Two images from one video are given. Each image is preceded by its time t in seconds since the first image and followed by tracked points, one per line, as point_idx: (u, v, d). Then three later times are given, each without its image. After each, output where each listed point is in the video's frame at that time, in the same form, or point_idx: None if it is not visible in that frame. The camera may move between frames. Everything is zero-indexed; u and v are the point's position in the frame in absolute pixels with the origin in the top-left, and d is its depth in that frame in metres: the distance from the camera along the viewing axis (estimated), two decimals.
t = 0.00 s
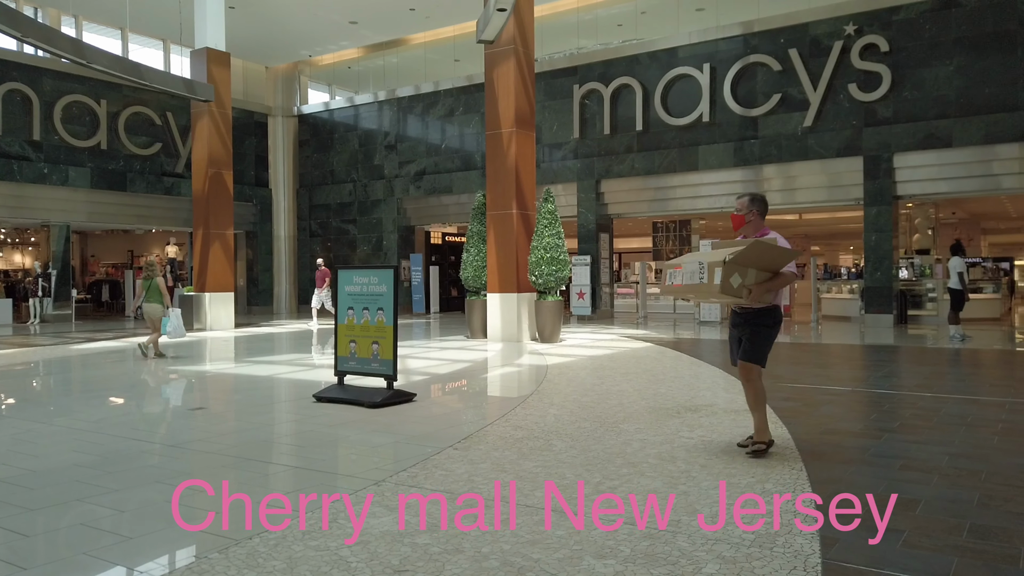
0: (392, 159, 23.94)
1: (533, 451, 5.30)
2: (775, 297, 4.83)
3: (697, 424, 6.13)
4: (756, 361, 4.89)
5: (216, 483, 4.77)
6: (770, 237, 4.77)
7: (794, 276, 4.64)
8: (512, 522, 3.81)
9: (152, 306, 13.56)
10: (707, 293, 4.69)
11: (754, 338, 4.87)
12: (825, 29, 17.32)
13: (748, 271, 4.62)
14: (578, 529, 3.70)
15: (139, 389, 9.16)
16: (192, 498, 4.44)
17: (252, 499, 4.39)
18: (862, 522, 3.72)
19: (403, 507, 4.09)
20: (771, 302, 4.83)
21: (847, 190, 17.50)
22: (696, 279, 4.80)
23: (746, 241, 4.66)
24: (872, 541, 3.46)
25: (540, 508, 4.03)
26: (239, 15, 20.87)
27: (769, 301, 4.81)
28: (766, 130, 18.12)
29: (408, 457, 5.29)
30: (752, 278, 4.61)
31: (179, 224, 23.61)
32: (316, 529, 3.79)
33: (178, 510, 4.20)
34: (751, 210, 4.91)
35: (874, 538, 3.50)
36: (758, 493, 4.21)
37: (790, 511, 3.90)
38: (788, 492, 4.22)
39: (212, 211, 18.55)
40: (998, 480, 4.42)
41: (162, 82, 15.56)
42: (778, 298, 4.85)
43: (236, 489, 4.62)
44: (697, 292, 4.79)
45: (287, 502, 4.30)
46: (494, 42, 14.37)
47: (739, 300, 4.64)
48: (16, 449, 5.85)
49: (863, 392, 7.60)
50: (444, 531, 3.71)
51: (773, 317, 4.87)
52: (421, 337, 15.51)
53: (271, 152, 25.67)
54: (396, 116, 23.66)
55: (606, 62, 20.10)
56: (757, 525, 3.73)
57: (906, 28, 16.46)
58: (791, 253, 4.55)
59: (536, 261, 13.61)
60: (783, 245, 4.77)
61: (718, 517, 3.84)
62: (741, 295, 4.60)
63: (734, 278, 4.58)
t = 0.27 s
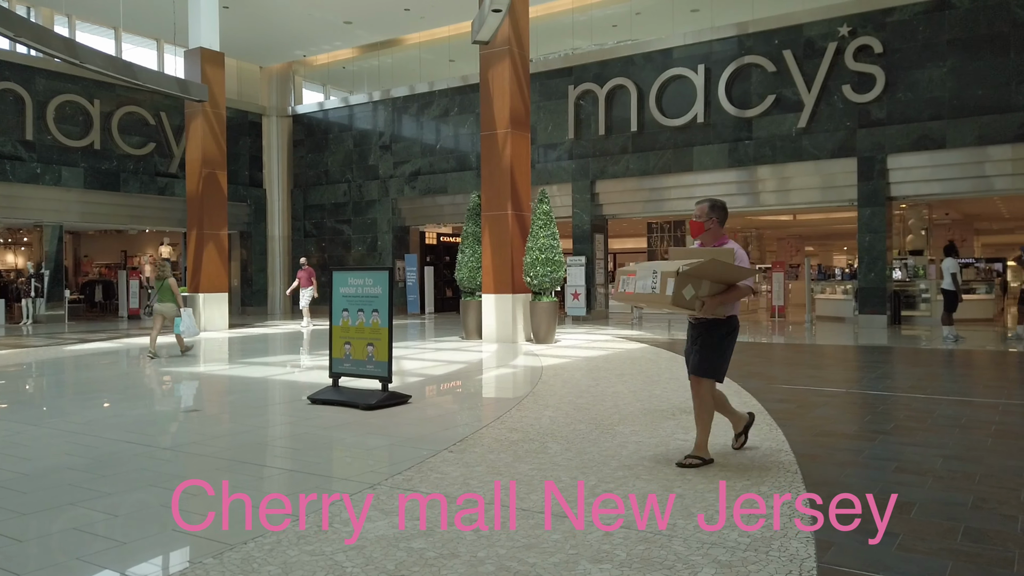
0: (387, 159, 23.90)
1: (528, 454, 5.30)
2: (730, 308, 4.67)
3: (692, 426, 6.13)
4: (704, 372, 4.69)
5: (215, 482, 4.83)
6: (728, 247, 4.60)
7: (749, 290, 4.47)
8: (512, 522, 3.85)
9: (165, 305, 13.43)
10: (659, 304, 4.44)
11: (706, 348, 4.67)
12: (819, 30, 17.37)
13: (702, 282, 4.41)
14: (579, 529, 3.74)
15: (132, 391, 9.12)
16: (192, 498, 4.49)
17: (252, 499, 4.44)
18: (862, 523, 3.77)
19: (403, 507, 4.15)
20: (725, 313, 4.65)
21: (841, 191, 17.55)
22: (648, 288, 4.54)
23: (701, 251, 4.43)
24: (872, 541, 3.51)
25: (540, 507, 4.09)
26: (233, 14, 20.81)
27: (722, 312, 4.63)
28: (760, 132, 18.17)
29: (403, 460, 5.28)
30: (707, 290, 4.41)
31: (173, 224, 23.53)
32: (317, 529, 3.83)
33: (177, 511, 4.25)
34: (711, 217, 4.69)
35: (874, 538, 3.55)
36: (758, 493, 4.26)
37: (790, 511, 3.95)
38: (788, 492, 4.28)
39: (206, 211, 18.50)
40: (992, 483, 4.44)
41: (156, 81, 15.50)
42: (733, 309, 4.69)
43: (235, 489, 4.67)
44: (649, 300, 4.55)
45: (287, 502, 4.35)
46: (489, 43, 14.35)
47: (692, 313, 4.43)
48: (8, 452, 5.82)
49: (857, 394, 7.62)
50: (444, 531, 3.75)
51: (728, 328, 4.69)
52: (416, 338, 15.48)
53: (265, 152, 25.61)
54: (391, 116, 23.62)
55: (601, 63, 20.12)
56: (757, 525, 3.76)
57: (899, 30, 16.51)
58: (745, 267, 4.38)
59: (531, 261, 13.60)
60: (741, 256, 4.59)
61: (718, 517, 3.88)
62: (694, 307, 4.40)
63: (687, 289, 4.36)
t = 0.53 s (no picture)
0: (385, 161, 23.88)
1: (528, 462, 5.31)
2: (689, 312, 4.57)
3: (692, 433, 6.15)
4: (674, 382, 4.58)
5: (214, 483, 5.06)
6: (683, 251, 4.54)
7: (700, 290, 4.39)
8: (512, 522, 4.04)
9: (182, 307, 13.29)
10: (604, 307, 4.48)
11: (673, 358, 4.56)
12: (817, 33, 17.40)
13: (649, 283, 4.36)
14: (581, 529, 3.91)
15: (131, 396, 9.12)
16: (193, 498, 4.70)
17: (251, 499, 4.65)
18: (862, 523, 3.96)
19: (403, 506, 4.37)
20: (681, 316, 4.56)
21: (839, 194, 17.57)
22: (592, 291, 4.63)
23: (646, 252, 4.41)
24: (872, 541, 3.69)
25: (543, 508, 4.26)
26: (231, 15, 20.79)
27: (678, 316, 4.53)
28: (758, 134, 18.20)
29: (403, 469, 5.28)
30: (653, 290, 4.36)
31: (172, 226, 23.50)
32: (317, 529, 4.03)
33: (179, 513, 4.43)
34: (667, 218, 4.68)
35: (874, 538, 3.73)
36: (757, 494, 4.45)
37: (790, 512, 4.13)
38: (787, 493, 4.47)
39: (204, 214, 18.48)
40: (990, 493, 4.46)
41: (153, 83, 15.50)
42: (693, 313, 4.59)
43: (235, 489, 4.90)
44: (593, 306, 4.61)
45: (286, 502, 4.56)
46: (487, 46, 14.36)
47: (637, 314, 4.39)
48: (10, 460, 5.83)
49: (856, 399, 7.64)
50: (445, 530, 3.93)
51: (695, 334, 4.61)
52: (415, 340, 15.46)
53: (263, 153, 25.61)
54: (389, 117, 23.60)
55: (599, 64, 20.12)
56: (757, 525, 3.93)
57: (897, 33, 16.54)
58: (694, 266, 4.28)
59: (530, 265, 13.60)
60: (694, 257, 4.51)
61: (718, 516, 4.05)
62: (638, 309, 4.37)
63: (629, 291, 4.35)
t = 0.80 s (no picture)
0: (398, 163, 23.97)
1: (545, 470, 5.34)
2: (652, 328, 4.27)
3: (709, 441, 6.17)
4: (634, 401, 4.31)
5: (214, 483, 5.30)
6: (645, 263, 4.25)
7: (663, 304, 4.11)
8: (511, 522, 4.24)
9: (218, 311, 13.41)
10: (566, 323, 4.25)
11: (635, 376, 4.29)
12: (831, 35, 17.33)
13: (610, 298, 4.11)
14: (582, 528, 4.09)
15: (152, 399, 9.24)
16: (194, 498, 4.93)
17: (250, 499, 4.87)
18: (863, 522, 4.15)
19: (403, 506, 4.58)
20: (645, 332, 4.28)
21: (854, 196, 17.48)
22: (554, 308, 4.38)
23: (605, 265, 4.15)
24: (872, 541, 3.87)
25: (545, 508, 4.45)
26: (246, 20, 20.94)
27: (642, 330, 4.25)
28: (773, 137, 18.15)
29: (422, 476, 5.34)
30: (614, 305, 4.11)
31: (188, 228, 23.72)
32: (318, 528, 4.24)
33: (182, 511, 4.66)
34: (628, 230, 4.31)
35: (874, 538, 3.91)
36: (758, 494, 4.67)
37: (790, 512, 4.32)
38: (787, 493, 4.69)
39: (221, 217, 18.65)
40: (1008, 505, 4.45)
41: (170, 89, 15.65)
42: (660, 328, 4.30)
43: (234, 489, 5.13)
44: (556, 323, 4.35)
45: (286, 502, 4.78)
46: (501, 50, 14.39)
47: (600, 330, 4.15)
48: (36, 465, 5.93)
49: (873, 407, 7.61)
50: (446, 530, 4.14)
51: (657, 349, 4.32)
52: (429, 343, 15.53)
53: (278, 156, 25.79)
54: (402, 120, 23.68)
55: (612, 67, 20.11)
56: (757, 524, 4.13)
57: (912, 35, 16.43)
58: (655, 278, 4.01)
59: (544, 269, 13.62)
60: (659, 270, 4.24)
61: (718, 517, 4.25)
62: (599, 324, 4.11)
63: (590, 306, 4.09)
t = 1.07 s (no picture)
0: (464, 165, 24.22)
1: (613, 474, 5.34)
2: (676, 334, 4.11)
3: (781, 447, 6.05)
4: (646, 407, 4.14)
5: (213, 483, 5.44)
6: (672, 266, 4.06)
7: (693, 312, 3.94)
8: (509, 521, 4.37)
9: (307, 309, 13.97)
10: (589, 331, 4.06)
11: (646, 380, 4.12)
12: (909, 28, 16.71)
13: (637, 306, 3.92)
14: (581, 528, 4.22)
15: (231, 396, 9.62)
16: (196, 497, 5.08)
17: (251, 499, 5.00)
18: (862, 522, 4.21)
19: (403, 507, 4.71)
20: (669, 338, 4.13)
21: (934, 194, 16.79)
22: (576, 313, 4.17)
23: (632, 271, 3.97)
24: (873, 541, 3.92)
25: (546, 507, 4.60)
26: (317, 28, 21.52)
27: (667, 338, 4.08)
28: (847, 133, 17.60)
29: (491, 477, 5.41)
30: (643, 314, 3.92)
31: (262, 231, 24.55)
32: (318, 528, 4.37)
33: (184, 510, 4.79)
34: (653, 231, 4.13)
35: (874, 538, 3.96)
36: (761, 496, 4.76)
37: (791, 513, 4.42)
38: (789, 494, 4.78)
39: (294, 220, 19.22)
40: None
41: (246, 97, 16.22)
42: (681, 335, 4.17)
43: (234, 489, 5.26)
44: (578, 328, 4.14)
45: (286, 502, 4.90)
46: (566, 52, 14.39)
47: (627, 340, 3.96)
48: (126, 459, 6.26)
49: (957, 414, 7.32)
50: (447, 530, 4.25)
51: (677, 357, 4.15)
52: (495, 343, 15.65)
53: (347, 160, 26.43)
54: (468, 123, 23.92)
55: (679, 65, 19.85)
56: (758, 524, 4.23)
57: (997, 25, 15.68)
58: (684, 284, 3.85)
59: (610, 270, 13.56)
60: (686, 274, 4.07)
61: (719, 517, 4.34)
62: (626, 334, 3.93)
63: (618, 314, 3.90)
